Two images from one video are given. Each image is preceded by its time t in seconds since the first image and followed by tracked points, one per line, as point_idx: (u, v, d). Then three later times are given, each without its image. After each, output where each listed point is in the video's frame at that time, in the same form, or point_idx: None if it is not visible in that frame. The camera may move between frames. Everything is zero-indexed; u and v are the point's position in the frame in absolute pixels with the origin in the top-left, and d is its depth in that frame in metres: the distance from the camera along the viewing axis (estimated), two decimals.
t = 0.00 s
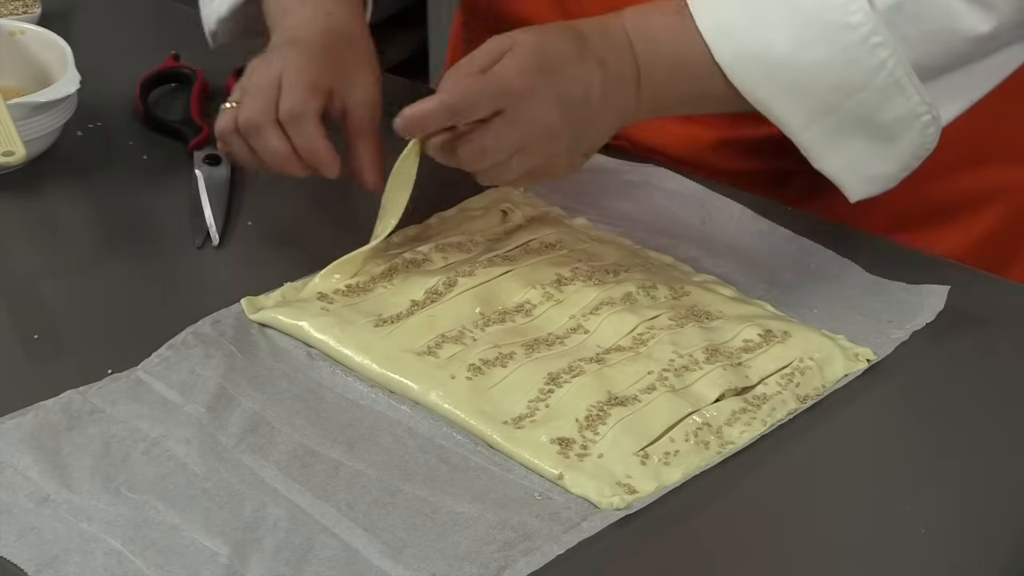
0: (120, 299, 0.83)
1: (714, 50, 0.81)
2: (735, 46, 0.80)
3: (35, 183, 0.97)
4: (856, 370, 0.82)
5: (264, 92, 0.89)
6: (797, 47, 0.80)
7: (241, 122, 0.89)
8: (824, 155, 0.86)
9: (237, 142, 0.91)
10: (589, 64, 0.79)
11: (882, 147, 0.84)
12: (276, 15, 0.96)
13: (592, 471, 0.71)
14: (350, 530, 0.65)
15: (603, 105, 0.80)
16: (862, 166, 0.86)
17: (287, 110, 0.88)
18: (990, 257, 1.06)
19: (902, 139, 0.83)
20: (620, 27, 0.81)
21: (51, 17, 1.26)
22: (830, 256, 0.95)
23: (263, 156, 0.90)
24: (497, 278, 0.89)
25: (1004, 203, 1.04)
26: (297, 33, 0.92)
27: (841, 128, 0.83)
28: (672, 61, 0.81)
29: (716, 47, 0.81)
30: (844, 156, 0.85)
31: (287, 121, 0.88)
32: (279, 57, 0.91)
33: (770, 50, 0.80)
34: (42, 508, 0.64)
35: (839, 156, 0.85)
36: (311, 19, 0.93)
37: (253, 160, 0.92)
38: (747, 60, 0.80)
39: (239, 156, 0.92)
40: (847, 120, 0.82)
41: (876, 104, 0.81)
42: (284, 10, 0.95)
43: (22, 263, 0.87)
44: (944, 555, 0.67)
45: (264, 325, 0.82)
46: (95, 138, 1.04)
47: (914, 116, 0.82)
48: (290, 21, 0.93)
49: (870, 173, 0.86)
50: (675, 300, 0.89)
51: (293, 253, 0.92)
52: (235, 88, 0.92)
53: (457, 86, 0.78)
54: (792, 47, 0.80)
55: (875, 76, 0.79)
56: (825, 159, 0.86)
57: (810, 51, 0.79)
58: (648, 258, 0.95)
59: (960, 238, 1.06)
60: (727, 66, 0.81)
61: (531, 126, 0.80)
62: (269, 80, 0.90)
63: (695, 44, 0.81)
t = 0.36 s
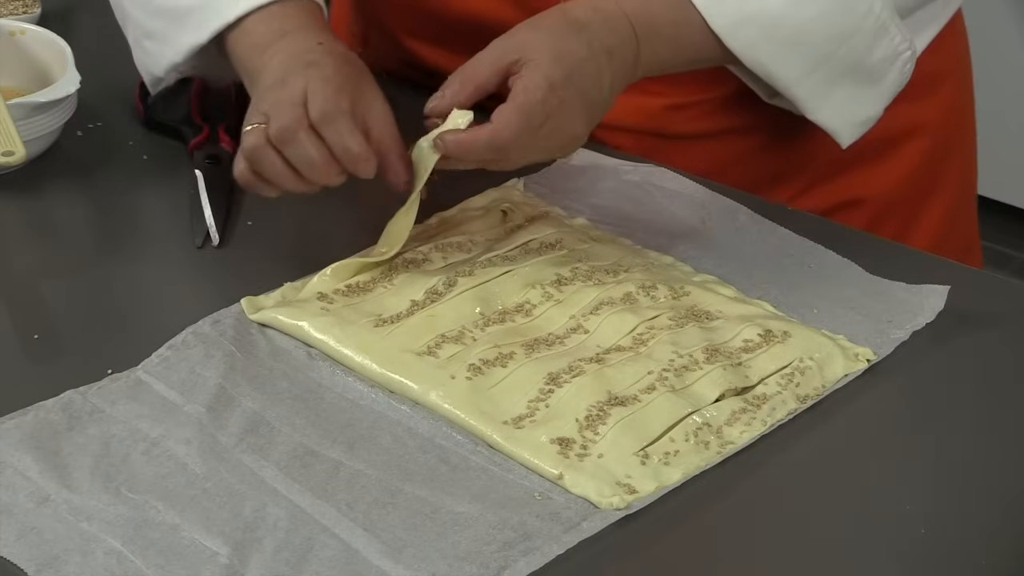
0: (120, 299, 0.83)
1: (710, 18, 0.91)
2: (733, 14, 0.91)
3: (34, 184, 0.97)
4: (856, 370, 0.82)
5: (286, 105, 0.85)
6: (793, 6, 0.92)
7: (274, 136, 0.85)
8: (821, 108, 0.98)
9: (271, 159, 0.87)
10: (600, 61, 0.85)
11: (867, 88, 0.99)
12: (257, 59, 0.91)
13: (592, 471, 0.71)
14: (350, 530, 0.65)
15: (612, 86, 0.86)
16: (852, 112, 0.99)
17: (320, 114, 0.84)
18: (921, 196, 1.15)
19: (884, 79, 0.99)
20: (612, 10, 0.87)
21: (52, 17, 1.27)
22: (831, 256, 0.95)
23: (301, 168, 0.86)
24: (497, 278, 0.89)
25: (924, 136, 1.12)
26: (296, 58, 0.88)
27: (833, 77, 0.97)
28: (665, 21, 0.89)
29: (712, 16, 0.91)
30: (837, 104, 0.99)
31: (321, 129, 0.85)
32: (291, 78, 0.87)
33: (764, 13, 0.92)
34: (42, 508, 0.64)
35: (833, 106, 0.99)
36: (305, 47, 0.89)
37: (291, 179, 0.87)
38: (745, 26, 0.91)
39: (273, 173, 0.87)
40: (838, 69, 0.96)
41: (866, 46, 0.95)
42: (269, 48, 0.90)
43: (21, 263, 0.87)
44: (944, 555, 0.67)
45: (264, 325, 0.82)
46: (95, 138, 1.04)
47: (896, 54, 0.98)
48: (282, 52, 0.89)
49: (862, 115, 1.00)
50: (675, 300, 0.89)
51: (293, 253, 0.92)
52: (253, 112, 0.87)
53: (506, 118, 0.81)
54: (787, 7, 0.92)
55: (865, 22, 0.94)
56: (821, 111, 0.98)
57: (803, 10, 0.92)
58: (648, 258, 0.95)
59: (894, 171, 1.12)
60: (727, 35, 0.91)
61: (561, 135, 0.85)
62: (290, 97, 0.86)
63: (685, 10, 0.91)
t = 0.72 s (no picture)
0: (121, 298, 0.83)
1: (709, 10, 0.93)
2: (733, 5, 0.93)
3: (34, 183, 0.97)
4: (856, 370, 0.82)
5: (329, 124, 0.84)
6: None
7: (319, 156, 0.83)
8: (818, 93, 1.01)
9: (310, 177, 0.84)
10: (609, 54, 0.85)
11: (862, 72, 1.02)
12: (264, 87, 0.91)
13: (592, 471, 0.71)
14: (350, 531, 0.65)
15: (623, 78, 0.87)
16: (850, 96, 1.02)
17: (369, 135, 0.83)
18: (897, 179, 1.16)
19: (878, 59, 1.02)
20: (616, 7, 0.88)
21: (53, 17, 1.27)
22: (832, 256, 0.95)
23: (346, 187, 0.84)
24: (497, 278, 0.89)
25: (902, 111, 1.13)
26: (315, 77, 0.87)
27: (829, 62, 1.00)
28: (666, 16, 0.91)
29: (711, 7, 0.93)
30: (835, 88, 1.01)
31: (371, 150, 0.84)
32: (321, 95, 0.85)
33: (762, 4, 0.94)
34: (43, 508, 0.64)
35: (830, 91, 1.01)
36: (316, 67, 0.88)
37: (336, 195, 0.85)
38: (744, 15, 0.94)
39: (314, 190, 0.85)
40: (834, 54, 0.99)
41: (859, 29, 0.99)
42: (278, 72, 0.90)
43: (22, 263, 0.87)
44: (945, 555, 0.66)
45: (264, 325, 0.82)
46: (95, 138, 1.04)
47: (888, 33, 1.02)
48: (292, 71, 0.89)
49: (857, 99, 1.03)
50: (675, 300, 0.89)
51: (293, 253, 0.92)
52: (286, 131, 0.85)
53: (513, 110, 0.80)
54: None
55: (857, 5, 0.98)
56: (819, 97, 1.01)
57: None
58: (648, 258, 0.96)
59: (873, 150, 1.13)
60: (724, 28, 0.94)
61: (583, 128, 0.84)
62: (327, 109, 0.84)
63: (684, 7, 0.93)
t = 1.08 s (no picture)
0: (121, 298, 0.84)
1: (722, 8, 0.95)
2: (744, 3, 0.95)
3: (34, 183, 0.97)
4: (856, 370, 0.82)
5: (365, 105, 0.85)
6: None
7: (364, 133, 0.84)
8: (830, 84, 1.03)
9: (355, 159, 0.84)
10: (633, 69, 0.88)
11: (872, 62, 1.04)
12: (262, 79, 0.92)
13: (592, 471, 0.71)
14: (350, 530, 0.65)
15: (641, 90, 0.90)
16: (860, 87, 1.04)
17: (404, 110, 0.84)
18: (891, 175, 1.16)
19: (887, 50, 1.05)
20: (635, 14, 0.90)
21: (53, 17, 1.27)
22: (832, 255, 0.95)
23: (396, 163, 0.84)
24: (497, 278, 0.89)
25: (897, 106, 1.13)
26: (330, 66, 0.88)
27: (839, 55, 1.02)
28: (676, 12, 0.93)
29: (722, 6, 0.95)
30: (846, 81, 1.04)
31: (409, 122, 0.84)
32: (345, 81, 0.87)
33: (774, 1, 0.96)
34: (43, 508, 0.64)
35: (842, 83, 1.03)
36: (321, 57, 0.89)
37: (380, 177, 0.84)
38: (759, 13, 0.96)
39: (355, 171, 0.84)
40: (844, 47, 1.02)
41: (868, 21, 1.01)
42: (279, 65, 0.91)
43: (22, 263, 0.87)
44: (944, 555, 0.66)
45: (264, 325, 0.82)
46: (95, 138, 1.04)
47: (898, 24, 1.04)
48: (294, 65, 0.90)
49: (868, 90, 1.05)
50: (675, 300, 0.89)
51: (293, 253, 0.92)
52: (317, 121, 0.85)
53: (563, 158, 0.85)
54: None
55: None
56: (831, 88, 1.03)
57: None
58: (648, 258, 0.96)
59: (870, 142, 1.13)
60: (739, 22, 0.96)
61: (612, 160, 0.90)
62: (355, 99, 0.85)
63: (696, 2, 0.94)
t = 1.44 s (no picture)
0: (121, 297, 0.84)
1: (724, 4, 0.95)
2: None
3: (34, 183, 0.97)
4: (856, 370, 0.82)
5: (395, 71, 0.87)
6: None
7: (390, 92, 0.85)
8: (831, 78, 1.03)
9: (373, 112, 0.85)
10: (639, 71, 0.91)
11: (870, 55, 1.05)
12: (276, 82, 0.94)
13: (592, 471, 0.71)
14: (350, 530, 0.65)
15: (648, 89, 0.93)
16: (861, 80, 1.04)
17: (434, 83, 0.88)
18: (887, 172, 1.16)
19: (885, 43, 1.05)
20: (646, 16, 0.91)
21: (52, 17, 1.27)
22: (832, 255, 0.95)
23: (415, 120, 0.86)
24: (497, 278, 0.89)
25: (893, 103, 1.14)
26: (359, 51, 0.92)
27: (840, 48, 1.02)
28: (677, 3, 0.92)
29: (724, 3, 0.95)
30: (845, 74, 1.04)
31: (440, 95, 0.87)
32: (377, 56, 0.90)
33: None
34: (43, 508, 0.64)
35: (842, 76, 1.04)
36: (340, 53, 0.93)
37: (401, 132, 0.86)
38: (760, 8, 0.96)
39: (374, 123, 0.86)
40: (846, 40, 1.02)
41: (869, 16, 1.01)
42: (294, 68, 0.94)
43: (22, 263, 0.87)
44: (944, 554, 0.66)
45: (264, 325, 0.82)
46: (95, 138, 1.04)
47: (896, 17, 1.04)
48: (314, 61, 0.93)
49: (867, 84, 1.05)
50: (675, 300, 0.89)
51: (292, 253, 0.92)
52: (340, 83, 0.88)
53: (560, 158, 0.92)
54: None
55: None
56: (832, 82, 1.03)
57: None
58: (648, 258, 0.96)
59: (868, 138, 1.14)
60: (740, 17, 0.96)
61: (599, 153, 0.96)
62: (375, 62, 0.88)
63: None
